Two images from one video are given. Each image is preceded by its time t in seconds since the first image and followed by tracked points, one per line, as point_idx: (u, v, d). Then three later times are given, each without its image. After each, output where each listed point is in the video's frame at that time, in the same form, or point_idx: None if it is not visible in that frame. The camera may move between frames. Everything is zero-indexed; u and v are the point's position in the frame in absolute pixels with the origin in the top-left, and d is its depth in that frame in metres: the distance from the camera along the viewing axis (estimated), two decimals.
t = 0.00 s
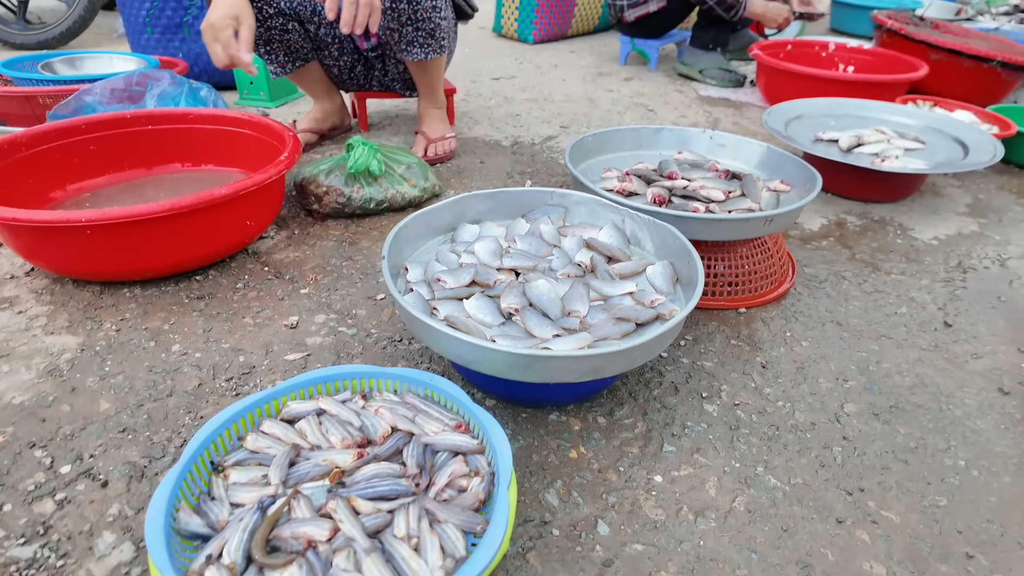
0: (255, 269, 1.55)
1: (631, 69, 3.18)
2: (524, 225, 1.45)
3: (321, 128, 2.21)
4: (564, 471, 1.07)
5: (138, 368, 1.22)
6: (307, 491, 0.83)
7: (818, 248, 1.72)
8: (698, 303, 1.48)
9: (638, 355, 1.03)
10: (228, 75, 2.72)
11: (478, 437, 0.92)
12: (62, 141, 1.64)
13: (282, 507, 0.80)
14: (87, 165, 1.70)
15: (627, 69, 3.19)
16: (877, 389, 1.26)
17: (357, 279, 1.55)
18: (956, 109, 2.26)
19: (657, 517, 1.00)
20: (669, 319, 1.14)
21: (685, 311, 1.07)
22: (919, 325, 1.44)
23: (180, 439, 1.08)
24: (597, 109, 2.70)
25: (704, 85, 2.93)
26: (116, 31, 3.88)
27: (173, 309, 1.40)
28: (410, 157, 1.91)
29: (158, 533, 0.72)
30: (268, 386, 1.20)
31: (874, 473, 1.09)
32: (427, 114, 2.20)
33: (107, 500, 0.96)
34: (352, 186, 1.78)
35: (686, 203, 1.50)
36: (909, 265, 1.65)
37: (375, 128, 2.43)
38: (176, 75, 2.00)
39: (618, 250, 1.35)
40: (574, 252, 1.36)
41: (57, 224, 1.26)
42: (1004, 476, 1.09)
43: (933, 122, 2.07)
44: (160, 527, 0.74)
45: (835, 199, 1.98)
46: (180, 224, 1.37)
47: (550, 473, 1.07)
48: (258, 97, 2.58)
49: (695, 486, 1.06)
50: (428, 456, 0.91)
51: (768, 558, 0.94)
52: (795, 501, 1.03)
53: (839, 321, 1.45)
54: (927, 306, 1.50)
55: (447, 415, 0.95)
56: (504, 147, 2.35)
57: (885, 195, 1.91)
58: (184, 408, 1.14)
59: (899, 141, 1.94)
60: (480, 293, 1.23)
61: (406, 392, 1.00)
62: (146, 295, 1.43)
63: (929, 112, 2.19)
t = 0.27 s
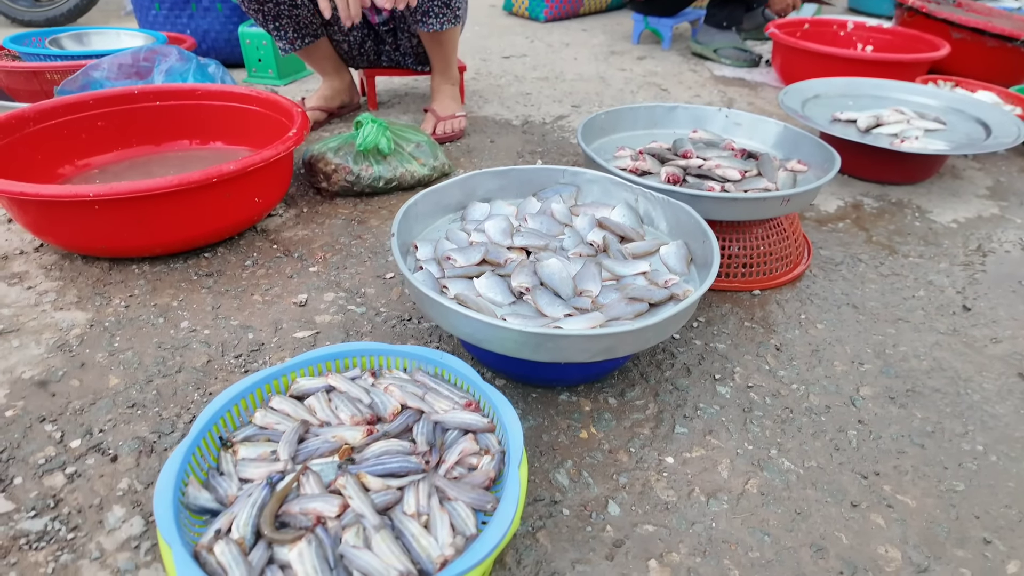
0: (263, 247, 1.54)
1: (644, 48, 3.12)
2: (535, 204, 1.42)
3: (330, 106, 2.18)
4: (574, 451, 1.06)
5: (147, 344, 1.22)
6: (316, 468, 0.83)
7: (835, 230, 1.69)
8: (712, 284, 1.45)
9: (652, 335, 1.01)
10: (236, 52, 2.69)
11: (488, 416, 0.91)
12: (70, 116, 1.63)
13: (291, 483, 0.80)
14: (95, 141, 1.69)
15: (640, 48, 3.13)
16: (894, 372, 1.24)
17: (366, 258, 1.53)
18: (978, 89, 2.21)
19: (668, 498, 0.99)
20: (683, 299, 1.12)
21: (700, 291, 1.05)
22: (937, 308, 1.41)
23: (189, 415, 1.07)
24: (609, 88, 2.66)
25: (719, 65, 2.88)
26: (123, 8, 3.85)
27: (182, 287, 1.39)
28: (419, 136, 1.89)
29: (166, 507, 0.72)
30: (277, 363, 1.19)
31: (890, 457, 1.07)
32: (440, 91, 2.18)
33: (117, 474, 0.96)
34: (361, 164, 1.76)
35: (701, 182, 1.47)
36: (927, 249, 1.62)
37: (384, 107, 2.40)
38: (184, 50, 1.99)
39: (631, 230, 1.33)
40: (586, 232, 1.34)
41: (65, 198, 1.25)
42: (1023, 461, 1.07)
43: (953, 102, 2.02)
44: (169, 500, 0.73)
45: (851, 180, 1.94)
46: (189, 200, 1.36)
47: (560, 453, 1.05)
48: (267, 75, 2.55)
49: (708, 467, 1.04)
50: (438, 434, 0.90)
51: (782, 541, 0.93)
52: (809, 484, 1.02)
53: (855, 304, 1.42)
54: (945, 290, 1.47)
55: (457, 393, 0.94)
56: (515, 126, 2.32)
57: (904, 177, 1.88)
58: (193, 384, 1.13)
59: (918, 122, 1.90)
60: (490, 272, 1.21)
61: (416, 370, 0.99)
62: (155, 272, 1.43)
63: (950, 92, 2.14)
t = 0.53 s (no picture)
0: (271, 227, 1.53)
1: (657, 28, 3.06)
2: (546, 185, 1.40)
3: (337, 84, 2.18)
4: (583, 435, 1.05)
5: (155, 323, 1.21)
6: (323, 448, 0.82)
7: (850, 214, 1.66)
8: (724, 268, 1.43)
9: (665, 317, 0.99)
10: (244, 30, 2.67)
11: (497, 398, 0.90)
12: (78, 93, 1.62)
13: (298, 463, 0.79)
14: (103, 119, 1.68)
15: (654, 28, 3.07)
16: (909, 358, 1.22)
17: (374, 239, 1.52)
18: (1002, 71, 2.17)
19: (678, 483, 0.98)
20: (696, 283, 1.10)
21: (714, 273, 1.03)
22: (954, 295, 1.38)
23: (198, 393, 1.07)
24: (622, 69, 2.62)
25: (734, 46, 2.83)
26: None
27: (190, 266, 1.38)
28: (428, 115, 1.87)
29: (174, 485, 0.72)
30: (285, 343, 1.19)
31: (904, 444, 1.05)
32: (452, 70, 2.15)
33: (126, 452, 0.96)
34: (369, 143, 1.74)
35: (716, 164, 1.45)
36: (945, 234, 1.58)
37: (393, 87, 2.37)
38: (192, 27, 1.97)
39: (644, 212, 1.30)
40: (597, 213, 1.31)
41: (72, 175, 1.24)
42: None
43: (976, 84, 1.98)
44: (177, 478, 0.73)
45: (868, 164, 1.90)
46: (196, 178, 1.35)
47: (569, 436, 1.05)
48: (275, 53, 2.53)
49: (718, 453, 1.03)
50: (446, 416, 0.90)
51: (792, 527, 0.92)
52: (821, 470, 1.01)
53: (870, 289, 1.40)
54: (963, 276, 1.44)
55: (465, 374, 0.93)
56: (525, 106, 2.28)
57: (922, 160, 1.84)
58: (201, 363, 1.13)
59: (939, 104, 1.86)
60: (499, 253, 1.19)
61: (424, 351, 0.98)
62: (163, 251, 1.42)
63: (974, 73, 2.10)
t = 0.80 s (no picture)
0: (280, 208, 1.52)
1: (670, 9, 3.01)
2: (558, 166, 1.38)
3: (344, 63, 2.16)
4: (593, 419, 1.04)
5: (163, 303, 1.21)
6: (333, 429, 0.81)
7: (867, 200, 1.63)
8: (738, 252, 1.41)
9: (679, 302, 0.98)
10: (252, 10, 2.64)
11: (508, 381, 0.89)
12: (84, 72, 1.60)
13: (307, 443, 0.78)
14: (110, 97, 1.66)
15: (667, 9, 3.02)
16: (926, 346, 1.20)
17: (383, 221, 1.50)
18: None
19: (690, 469, 0.97)
20: (711, 267, 1.08)
21: (729, 257, 1.01)
22: (973, 282, 1.35)
23: (206, 374, 1.06)
24: (635, 50, 2.58)
25: (749, 28, 2.77)
26: None
27: (198, 247, 1.37)
28: (437, 96, 1.84)
29: (182, 464, 0.71)
30: (293, 325, 1.18)
31: (921, 433, 1.04)
32: (457, 53, 2.13)
33: (134, 432, 0.96)
34: (378, 124, 1.71)
35: (731, 146, 1.42)
36: (965, 220, 1.55)
37: (402, 68, 2.34)
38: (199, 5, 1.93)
39: (657, 194, 1.28)
40: (610, 196, 1.29)
41: (79, 153, 1.23)
42: None
43: (998, 67, 1.94)
44: (185, 458, 0.72)
45: (885, 148, 1.87)
46: (204, 157, 1.34)
47: (580, 421, 1.03)
48: (282, 34, 2.51)
49: (731, 439, 1.02)
50: (456, 398, 0.89)
51: (806, 515, 0.91)
52: (836, 458, 0.99)
53: (887, 276, 1.37)
54: (983, 263, 1.41)
55: (476, 357, 0.92)
56: (536, 88, 2.25)
57: (942, 145, 1.80)
58: (209, 344, 1.12)
59: (960, 88, 1.82)
60: (510, 236, 1.17)
61: (434, 333, 0.97)
62: (171, 232, 1.41)
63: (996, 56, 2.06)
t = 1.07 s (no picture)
0: (288, 195, 1.52)
1: None
2: (568, 154, 1.37)
3: (352, 48, 2.14)
4: (601, 409, 1.04)
5: (173, 289, 1.21)
6: (342, 417, 0.81)
7: (880, 190, 1.61)
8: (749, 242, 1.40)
9: (690, 292, 0.97)
10: None
11: (517, 370, 0.89)
12: (93, 56, 1.60)
13: (317, 430, 0.79)
14: (120, 82, 1.66)
15: None
16: (938, 338, 1.19)
17: (392, 208, 1.50)
18: None
19: (698, 459, 0.97)
20: (722, 257, 1.07)
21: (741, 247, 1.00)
22: (987, 275, 1.34)
23: (216, 359, 1.07)
24: (646, 36, 2.55)
25: (762, 14, 2.73)
26: None
27: (207, 233, 1.37)
28: (446, 82, 1.83)
29: (194, 449, 0.71)
30: (302, 312, 1.18)
31: (931, 426, 1.03)
32: (466, 39, 2.12)
33: (145, 417, 0.97)
34: (387, 111, 1.71)
35: (744, 134, 1.41)
36: (980, 211, 1.53)
37: (410, 53, 2.33)
38: None
39: (668, 183, 1.27)
40: (620, 184, 1.28)
41: (89, 139, 1.23)
42: None
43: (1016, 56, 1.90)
44: (196, 443, 0.73)
45: (900, 138, 1.84)
46: (213, 143, 1.34)
47: (588, 410, 1.03)
48: (291, 18, 2.50)
49: (739, 430, 1.01)
50: (465, 387, 0.89)
51: (815, 507, 0.91)
52: (845, 450, 0.99)
53: (899, 267, 1.36)
54: (997, 255, 1.40)
55: (484, 346, 0.92)
56: (545, 74, 2.23)
57: (957, 134, 1.77)
58: (219, 330, 1.13)
59: (977, 76, 1.79)
60: (519, 224, 1.17)
61: (442, 321, 0.96)
62: (181, 218, 1.41)
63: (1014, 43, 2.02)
